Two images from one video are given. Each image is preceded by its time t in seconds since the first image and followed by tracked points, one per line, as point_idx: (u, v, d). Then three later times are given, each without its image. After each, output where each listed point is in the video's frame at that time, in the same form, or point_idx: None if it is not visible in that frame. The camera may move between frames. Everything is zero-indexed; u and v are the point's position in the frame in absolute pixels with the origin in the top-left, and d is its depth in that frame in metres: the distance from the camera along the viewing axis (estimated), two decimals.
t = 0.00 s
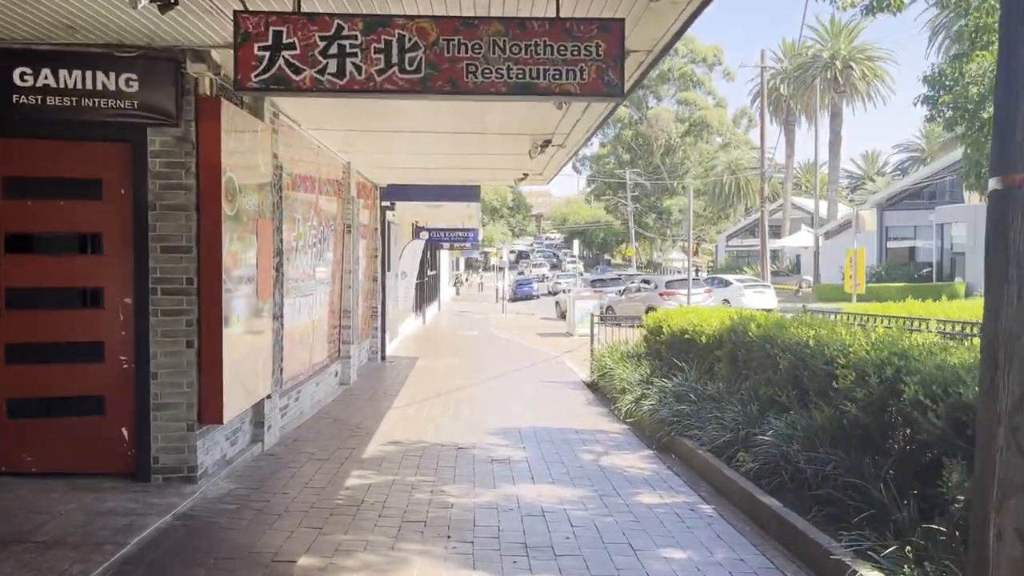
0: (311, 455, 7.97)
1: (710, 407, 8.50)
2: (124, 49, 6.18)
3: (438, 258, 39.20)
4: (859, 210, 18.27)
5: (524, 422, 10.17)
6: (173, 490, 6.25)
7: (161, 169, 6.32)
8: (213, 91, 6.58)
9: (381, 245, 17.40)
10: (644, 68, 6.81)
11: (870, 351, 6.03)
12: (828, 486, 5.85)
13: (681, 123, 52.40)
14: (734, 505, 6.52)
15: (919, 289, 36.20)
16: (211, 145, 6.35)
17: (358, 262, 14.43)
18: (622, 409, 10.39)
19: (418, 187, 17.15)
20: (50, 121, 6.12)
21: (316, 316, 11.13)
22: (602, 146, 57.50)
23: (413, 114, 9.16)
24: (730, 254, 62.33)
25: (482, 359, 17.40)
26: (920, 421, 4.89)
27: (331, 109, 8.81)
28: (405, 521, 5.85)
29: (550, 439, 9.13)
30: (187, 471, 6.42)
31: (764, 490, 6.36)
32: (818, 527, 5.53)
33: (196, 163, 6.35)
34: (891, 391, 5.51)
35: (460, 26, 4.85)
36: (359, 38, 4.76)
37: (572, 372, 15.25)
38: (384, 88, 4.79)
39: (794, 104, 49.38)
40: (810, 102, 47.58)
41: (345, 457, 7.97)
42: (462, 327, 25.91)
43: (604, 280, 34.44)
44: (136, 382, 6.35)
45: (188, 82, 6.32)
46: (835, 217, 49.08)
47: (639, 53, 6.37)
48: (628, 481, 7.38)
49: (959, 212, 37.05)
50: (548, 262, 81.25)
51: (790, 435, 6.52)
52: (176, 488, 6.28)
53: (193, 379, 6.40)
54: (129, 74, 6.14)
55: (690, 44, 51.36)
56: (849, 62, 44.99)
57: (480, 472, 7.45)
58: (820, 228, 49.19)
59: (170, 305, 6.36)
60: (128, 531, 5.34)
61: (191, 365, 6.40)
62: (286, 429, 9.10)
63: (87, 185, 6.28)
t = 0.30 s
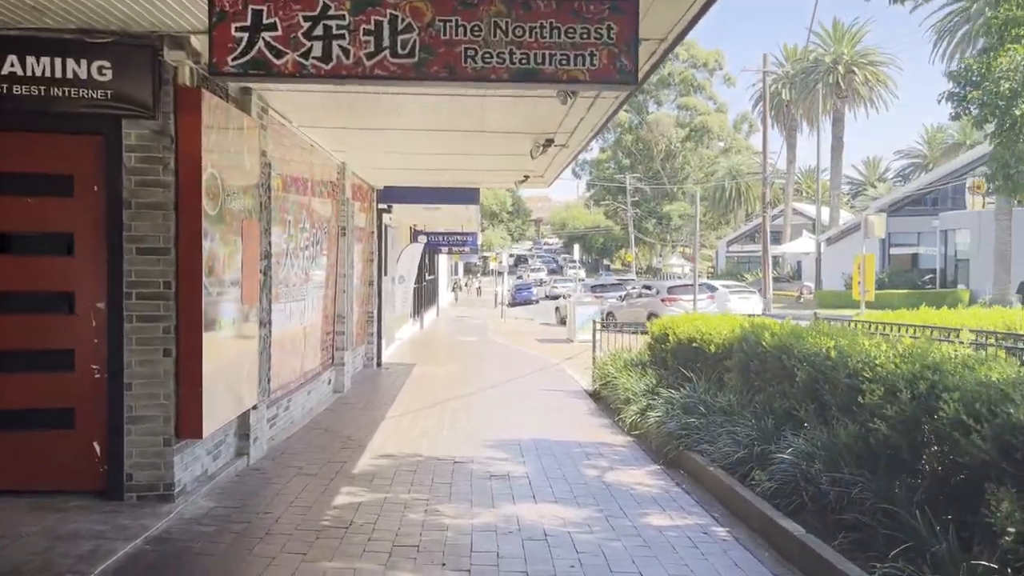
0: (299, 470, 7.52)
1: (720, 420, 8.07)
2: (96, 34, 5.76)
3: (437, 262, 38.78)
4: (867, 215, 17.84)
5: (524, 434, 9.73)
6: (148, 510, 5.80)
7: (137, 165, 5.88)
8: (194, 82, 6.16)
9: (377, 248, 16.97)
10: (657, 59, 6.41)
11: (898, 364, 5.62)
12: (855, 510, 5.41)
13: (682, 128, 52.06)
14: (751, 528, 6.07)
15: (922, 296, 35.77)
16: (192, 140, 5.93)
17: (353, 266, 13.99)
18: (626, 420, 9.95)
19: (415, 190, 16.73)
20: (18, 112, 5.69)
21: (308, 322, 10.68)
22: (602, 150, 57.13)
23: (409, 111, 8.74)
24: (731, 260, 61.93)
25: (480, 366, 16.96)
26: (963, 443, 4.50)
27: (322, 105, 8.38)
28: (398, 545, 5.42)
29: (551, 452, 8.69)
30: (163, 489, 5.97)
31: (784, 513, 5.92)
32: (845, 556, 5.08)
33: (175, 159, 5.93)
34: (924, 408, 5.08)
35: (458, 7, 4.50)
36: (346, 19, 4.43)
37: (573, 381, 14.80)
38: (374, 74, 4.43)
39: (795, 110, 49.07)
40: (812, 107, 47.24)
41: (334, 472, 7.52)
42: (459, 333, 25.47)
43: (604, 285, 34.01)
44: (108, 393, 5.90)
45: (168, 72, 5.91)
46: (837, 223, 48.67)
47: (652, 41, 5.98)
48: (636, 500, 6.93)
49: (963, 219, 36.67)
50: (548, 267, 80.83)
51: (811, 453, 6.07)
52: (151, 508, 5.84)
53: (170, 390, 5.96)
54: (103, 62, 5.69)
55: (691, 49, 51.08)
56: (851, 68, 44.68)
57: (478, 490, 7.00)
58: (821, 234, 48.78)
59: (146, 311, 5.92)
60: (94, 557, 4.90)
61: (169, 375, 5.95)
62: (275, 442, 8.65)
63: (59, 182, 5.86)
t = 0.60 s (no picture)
0: (291, 481, 7.09)
1: (738, 429, 7.63)
2: (69, 12, 5.26)
3: (440, 264, 38.39)
4: (880, 216, 17.37)
5: (530, 442, 9.29)
6: (124, 527, 5.37)
7: (115, 154, 5.46)
8: (179, 65, 5.73)
9: (378, 249, 16.54)
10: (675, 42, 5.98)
11: (938, 372, 5.17)
12: (892, 531, 4.96)
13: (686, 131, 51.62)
14: (775, 548, 5.63)
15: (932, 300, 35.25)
16: (173, 127, 5.52)
17: (353, 266, 13.56)
18: (636, 428, 9.51)
19: (418, 188, 16.30)
20: None
21: (304, 324, 10.25)
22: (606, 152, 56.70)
23: (409, 102, 8.31)
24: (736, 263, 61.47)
25: (483, 370, 16.53)
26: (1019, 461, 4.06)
27: (318, 95, 7.95)
28: (394, 569, 4.97)
29: (559, 462, 8.25)
30: (141, 504, 5.54)
31: (811, 532, 5.47)
32: None
33: (156, 148, 5.51)
34: (970, 421, 4.63)
35: None
36: None
37: (579, 385, 14.35)
38: (367, 49, 4.20)
39: (801, 112, 48.57)
40: (818, 109, 46.77)
41: (329, 483, 7.08)
42: (462, 336, 25.04)
43: (609, 288, 33.57)
44: (83, 400, 5.48)
45: (148, 54, 5.49)
46: (843, 226, 48.17)
47: (671, 22, 5.54)
48: (649, 514, 6.49)
49: (972, 222, 36.18)
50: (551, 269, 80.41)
51: (840, 467, 5.62)
52: (128, 525, 5.41)
53: (150, 397, 5.53)
54: (76, 42, 5.27)
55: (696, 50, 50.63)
56: (858, 69, 44.16)
57: (481, 504, 6.56)
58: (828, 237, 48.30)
59: (123, 311, 5.50)
60: None
61: (148, 381, 5.52)
62: (267, 450, 8.22)
63: (34, 173, 5.47)
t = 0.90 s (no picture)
0: (279, 501, 6.64)
1: (755, 446, 7.18)
2: None
3: (442, 268, 37.93)
4: (893, 220, 16.89)
5: (534, 456, 8.84)
6: (93, 557, 4.93)
7: (84, 150, 5.03)
8: (154, 54, 5.33)
9: (378, 253, 16.11)
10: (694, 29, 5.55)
11: (983, 389, 4.73)
12: (933, 565, 4.51)
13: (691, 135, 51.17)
14: None
15: (940, 307, 34.73)
16: (149, 121, 5.09)
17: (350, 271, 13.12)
18: (645, 441, 9.06)
19: (418, 191, 15.87)
20: None
21: (298, 331, 9.81)
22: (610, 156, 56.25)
23: (407, 99, 7.88)
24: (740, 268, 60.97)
25: (485, 378, 16.08)
26: None
27: (311, 90, 7.53)
28: None
29: (564, 479, 7.80)
30: (112, 530, 5.10)
31: (840, 562, 5.03)
32: None
33: (130, 143, 5.08)
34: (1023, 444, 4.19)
35: None
36: None
37: (584, 395, 13.89)
38: (354, 27, 4.59)
39: (807, 115, 48.09)
40: (824, 112, 46.28)
41: (319, 503, 6.64)
42: (464, 341, 24.57)
43: (613, 293, 33.11)
44: (50, 417, 5.05)
45: (121, 41, 5.07)
46: (849, 230, 47.66)
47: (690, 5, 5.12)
48: (662, 538, 6.04)
49: (982, 227, 35.69)
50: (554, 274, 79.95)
51: (872, 491, 5.16)
52: (97, 554, 4.97)
53: (123, 415, 5.09)
54: (42, 27, 4.85)
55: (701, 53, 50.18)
56: (865, 72, 43.67)
57: (483, 528, 6.10)
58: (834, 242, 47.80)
59: (94, 321, 5.06)
60: None
61: (120, 397, 5.08)
62: (256, 465, 7.78)
63: None
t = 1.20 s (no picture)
0: (269, 514, 6.21)
1: (777, 455, 6.73)
2: None
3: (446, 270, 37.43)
4: (908, 219, 16.41)
5: (540, 464, 8.40)
6: None
7: (52, 135, 4.61)
8: (129, 31, 4.93)
9: (379, 253, 15.68)
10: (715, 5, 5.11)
11: None
12: None
13: (696, 136, 50.70)
14: None
15: (951, 309, 34.20)
16: (122, 104, 4.69)
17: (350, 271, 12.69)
18: (657, 448, 8.61)
19: (420, 189, 15.44)
20: None
21: (294, 333, 9.39)
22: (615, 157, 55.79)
23: (407, 87, 7.46)
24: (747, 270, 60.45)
25: (489, 381, 15.64)
26: None
27: (305, 77, 7.12)
28: None
29: (573, 489, 7.35)
30: (82, 549, 4.68)
31: None
32: None
33: (101, 128, 4.67)
34: None
35: None
36: None
37: (591, 398, 13.43)
38: None
39: (814, 116, 47.58)
40: (831, 113, 45.79)
41: (312, 516, 6.21)
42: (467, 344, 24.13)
43: (618, 295, 32.65)
44: (13, 425, 4.63)
45: (92, 17, 4.66)
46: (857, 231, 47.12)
47: None
48: (679, 555, 5.59)
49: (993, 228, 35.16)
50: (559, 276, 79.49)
51: (911, 508, 4.72)
52: None
53: (93, 424, 4.67)
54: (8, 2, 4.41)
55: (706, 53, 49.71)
56: (872, 72, 43.14)
57: (486, 545, 5.66)
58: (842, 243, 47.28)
59: (63, 321, 4.64)
60: None
61: (91, 404, 4.66)
62: (246, 475, 7.34)
63: None
